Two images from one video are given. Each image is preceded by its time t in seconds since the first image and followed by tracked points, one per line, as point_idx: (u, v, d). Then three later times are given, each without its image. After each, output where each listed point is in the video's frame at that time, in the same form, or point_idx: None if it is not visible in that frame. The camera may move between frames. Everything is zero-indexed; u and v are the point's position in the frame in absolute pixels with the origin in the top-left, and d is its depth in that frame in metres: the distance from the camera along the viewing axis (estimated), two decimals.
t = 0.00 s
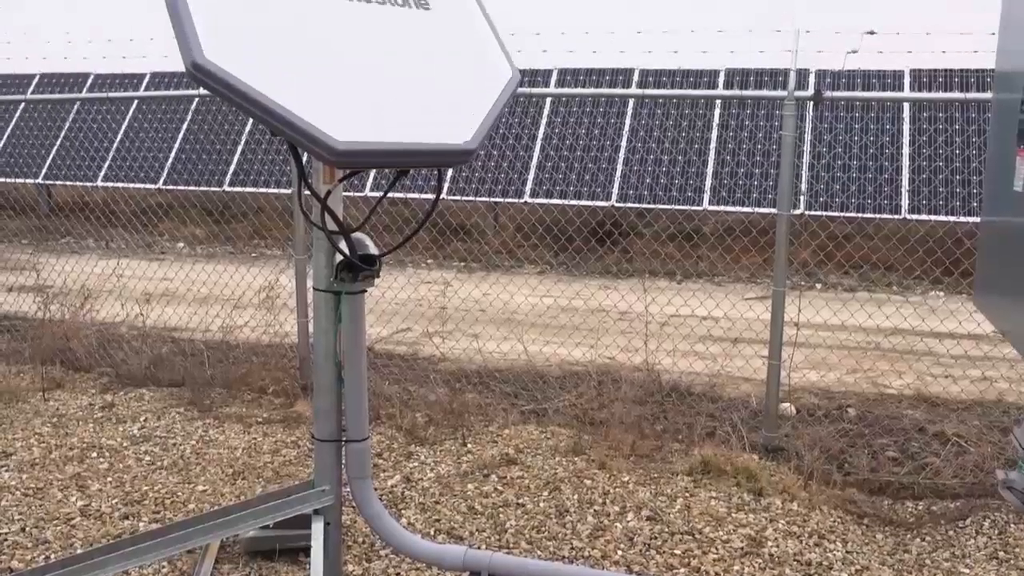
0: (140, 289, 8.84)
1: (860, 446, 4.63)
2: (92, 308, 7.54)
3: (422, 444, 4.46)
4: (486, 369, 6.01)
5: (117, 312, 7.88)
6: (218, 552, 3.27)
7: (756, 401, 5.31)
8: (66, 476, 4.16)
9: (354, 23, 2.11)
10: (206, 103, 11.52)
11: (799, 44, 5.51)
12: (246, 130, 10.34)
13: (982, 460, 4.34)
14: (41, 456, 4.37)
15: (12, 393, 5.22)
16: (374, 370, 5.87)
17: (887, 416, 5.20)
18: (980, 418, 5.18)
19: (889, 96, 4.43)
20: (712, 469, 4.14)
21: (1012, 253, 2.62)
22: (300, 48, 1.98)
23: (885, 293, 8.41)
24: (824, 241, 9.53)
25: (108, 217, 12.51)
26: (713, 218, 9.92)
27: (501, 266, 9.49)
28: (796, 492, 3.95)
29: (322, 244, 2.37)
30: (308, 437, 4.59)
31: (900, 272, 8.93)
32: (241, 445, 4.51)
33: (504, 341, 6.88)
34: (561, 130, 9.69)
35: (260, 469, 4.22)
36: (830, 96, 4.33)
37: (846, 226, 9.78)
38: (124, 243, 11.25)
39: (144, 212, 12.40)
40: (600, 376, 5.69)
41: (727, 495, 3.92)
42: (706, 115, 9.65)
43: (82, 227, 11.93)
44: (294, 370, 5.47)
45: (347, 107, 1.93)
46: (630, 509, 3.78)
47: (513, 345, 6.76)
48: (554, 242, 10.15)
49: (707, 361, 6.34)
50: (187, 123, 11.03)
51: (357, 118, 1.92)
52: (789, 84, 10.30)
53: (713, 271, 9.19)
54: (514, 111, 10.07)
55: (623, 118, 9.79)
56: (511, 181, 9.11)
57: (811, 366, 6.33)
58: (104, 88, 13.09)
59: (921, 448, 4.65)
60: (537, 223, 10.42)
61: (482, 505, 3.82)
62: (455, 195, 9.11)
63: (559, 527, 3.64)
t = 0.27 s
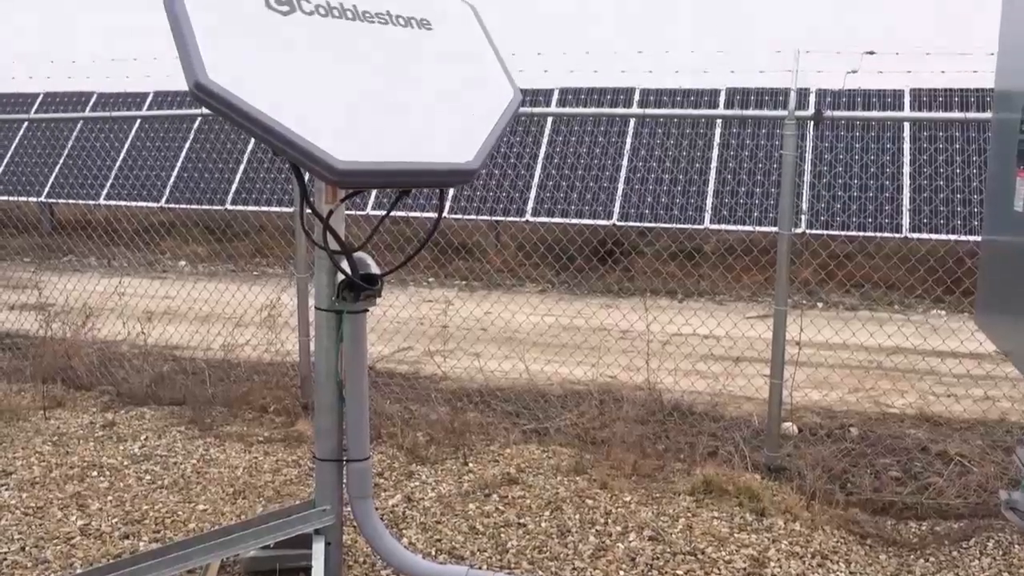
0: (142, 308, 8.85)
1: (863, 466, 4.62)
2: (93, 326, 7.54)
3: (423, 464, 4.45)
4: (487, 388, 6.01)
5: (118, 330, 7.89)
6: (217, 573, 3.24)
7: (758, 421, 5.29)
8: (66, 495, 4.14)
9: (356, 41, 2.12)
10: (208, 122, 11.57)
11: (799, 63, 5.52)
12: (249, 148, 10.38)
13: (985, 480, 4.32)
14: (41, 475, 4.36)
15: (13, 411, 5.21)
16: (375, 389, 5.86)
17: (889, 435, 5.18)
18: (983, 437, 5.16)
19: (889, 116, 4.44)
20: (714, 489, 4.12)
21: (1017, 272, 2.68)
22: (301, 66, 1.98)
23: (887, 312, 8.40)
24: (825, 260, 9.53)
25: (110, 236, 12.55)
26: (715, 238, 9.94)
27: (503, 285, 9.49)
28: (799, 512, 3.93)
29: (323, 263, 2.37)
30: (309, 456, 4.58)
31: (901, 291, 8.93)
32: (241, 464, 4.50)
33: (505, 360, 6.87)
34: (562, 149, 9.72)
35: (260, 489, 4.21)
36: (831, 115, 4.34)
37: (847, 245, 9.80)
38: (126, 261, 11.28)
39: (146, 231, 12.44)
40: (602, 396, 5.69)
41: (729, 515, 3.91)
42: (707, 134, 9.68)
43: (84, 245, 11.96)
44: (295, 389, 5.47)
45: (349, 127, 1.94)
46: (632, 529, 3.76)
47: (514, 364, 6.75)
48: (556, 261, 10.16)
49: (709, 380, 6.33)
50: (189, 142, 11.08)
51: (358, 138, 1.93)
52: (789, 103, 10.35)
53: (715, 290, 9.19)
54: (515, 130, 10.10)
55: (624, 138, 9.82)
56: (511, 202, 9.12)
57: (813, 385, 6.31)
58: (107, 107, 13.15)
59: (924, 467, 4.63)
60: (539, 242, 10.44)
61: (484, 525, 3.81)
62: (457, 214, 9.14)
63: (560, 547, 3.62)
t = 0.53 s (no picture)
0: (143, 325, 8.85)
1: (865, 484, 4.60)
2: (95, 342, 7.55)
3: (425, 482, 4.44)
4: (489, 406, 5.99)
5: (119, 347, 7.89)
6: None
7: (760, 439, 5.28)
8: (66, 512, 4.13)
9: (358, 59, 2.14)
10: (210, 140, 11.61)
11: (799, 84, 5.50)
12: (250, 166, 10.41)
13: (989, 498, 4.30)
14: (41, 493, 4.35)
15: (13, 428, 5.21)
16: (376, 407, 5.86)
17: (892, 453, 5.17)
18: (985, 455, 5.15)
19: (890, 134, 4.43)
20: (715, 507, 4.11)
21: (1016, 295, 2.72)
22: (305, 83, 2.00)
23: (888, 329, 8.40)
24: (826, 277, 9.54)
25: (112, 252, 12.59)
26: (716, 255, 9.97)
27: (504, 303, 9.49)
28: (801, 530, 3.92)
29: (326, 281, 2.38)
30: (309, 474, 4.57)
31: (903, 308, 8.93)
32: (242, 481, 4.49)
33: (506, 377, 6.86)
34: (563, 166, 9.75)
35: (261, 506, 4.20)
36: (832, 134, 4.34)
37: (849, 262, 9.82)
38: (127, 277, 11.29)
39: (148, 248, 12.48)
40: (603, 414, 5.67)
41: (731, 534, 3.89)
42: (707, 152, 9.71)
43: (86, 262, 11.99)
44: (296, 406, 5.46)
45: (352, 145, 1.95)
46: (633, 548, 3.75)
47: (516, 381, 6.74)
48: (558, 278, 10.18)
49: (710, 398, 6.32)
50: (191, 160, 11.11)
51: (362, 157, 1.94)
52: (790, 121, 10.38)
53: (716, 308, 9.20)
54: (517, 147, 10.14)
55: (624, 156, 9.85)
56: (513, 218, 9.26)
57: (815, 403, 6.29)
58: (109, 124, 13.21)
59: (926, 486, 4.62)
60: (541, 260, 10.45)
61: (484, 543, 3.79)
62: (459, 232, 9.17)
63: (561, 566, 3.61)
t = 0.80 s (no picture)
0: (144, 343, 8.85)
1: (867, 504, 4.59)
2: (96, 361, 7.55)
3: (425, 501, 4.43)
4: (489, 425, 5.98)
5: (119, 366, 7.88)
6: None
7: (761, 458, 5.27)
8: (65, 532, 4.12)
9: (360, 79, 2.16)
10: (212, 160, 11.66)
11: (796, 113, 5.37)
12: (252, 186, 10.44)
13: (991, 519, 4.28)
14: (40, 512, 4.34)
15: (13, 448, 5.20)
16: (377, 426, 5.85)
17: (894, 473, 5.15)
18: (988, 476, 5.13)
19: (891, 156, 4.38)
20: (717, 527, 4.10)
21: (1016, 315, 2.73)
22: (307, 104, 2.01)
23: (889, 348, 8.39)
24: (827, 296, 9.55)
25: (113, 271, 12.61)
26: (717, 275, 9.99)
27: (504, 322, 9.49)
28: (802, 551, 3.90)
29: (326, 301, 2.38)
30: (309, 494, 4.56)
31: (904, 327, 8.93)
32: (242, 501, 4.48)
33: (507, 397, 6.85)
34: (564, 187, 9.78)
35: (261, 526, 4.19)
36: (832, 153, 4.32)
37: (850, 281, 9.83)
38: (128, 296, 11.31)
39: (149, 267, 12.51)
40: (604, 433, 5.67)
41: (732, 554, 3.87)
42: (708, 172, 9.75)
43: (88, 280, 12.01)
44: (297, 426, 5.45)
45: (353, 165, 1.96)
46: (634, 568, 3.73)
47: (517, 401, 6.73)
48: (558, 298, 10.19)
49: (712, 417, 6.30)
50: (193, 179, 11.15)
51: (363, 176, 1.95)
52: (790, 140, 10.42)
53: (717, 327, 9.20)
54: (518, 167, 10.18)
55: (625, 176, 9.88)
56: (513, 237, 9.29)
57: (816, 423, 6.28)
58: (111, 144, 13.26)
59: (928, 506, 4.60)
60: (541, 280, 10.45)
61: (485, 563, 3.78)
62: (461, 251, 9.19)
63: None
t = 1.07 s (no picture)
0: (145, 358, 8.85)
1: (870, 520, 4.57)
2: (97, 376, 7.54)
3: (426, 517, 4.42)
4: (491, 440, 5.97)
5: (120, 381, 7.87)
6: None
7: (763, 474, 5.25)
8: (65, 548, 4.11)
9: (361, 96, 2.16)
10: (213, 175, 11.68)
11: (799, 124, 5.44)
12: (253, 201, 10.45)
13: (995, 535, 4.26)
14: (39, 528, 4.33)
15: (13, 463, 5.18)
16: (378, 441, 5.83)
17: (897, 489, 5.13)
18: (991, 491, 5.11)
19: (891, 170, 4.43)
20: (719, 543, 4.08)
21: (1017, 331, 2.75)
22: (309, 121, 2.02)
23: (891, 364, 8.37)
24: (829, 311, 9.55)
25: (115, 285, 12.63)
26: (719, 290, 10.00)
27: (506, 337, 9.48)
28: (805, 567, 3.88)
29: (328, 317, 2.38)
30: (310, 509, 4.55)
31: (906, 343, 8.92)
32: (243, 517, 4.47)
33: (509, 412, 6.83)
34: (566, 202, 9.78)
35: (261, 542, 4.17)
36: (832, 168, 4.34)
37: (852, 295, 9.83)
38: (129, 310, 11.31)
39: (151, 281, 12.53)
40: (606, 449, 5.65)
41: (735, 571, 3.85)
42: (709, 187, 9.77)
43: (89, 295, 12.02)
44: (298, 442, 5.44)
45: (354, 182, 1.96)
46: None
47: (518, 416, 6.71)
48: (559, 313, 10.20)
49: (713, 432, 6.29)
50: (194, 194, 11.17)
51: (365, 194, 1.95)
52: (791, 156, 10.44)
53: (719, 342, 9.18)
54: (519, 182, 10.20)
55: (626, 192, 9.89)
56: (515, 253, 9.30)
57: (818, 438, 6.26)
58: (113, 159, 13.30)
59: (931, 522, 4.58)
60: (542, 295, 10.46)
61: None
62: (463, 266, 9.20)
63: None
